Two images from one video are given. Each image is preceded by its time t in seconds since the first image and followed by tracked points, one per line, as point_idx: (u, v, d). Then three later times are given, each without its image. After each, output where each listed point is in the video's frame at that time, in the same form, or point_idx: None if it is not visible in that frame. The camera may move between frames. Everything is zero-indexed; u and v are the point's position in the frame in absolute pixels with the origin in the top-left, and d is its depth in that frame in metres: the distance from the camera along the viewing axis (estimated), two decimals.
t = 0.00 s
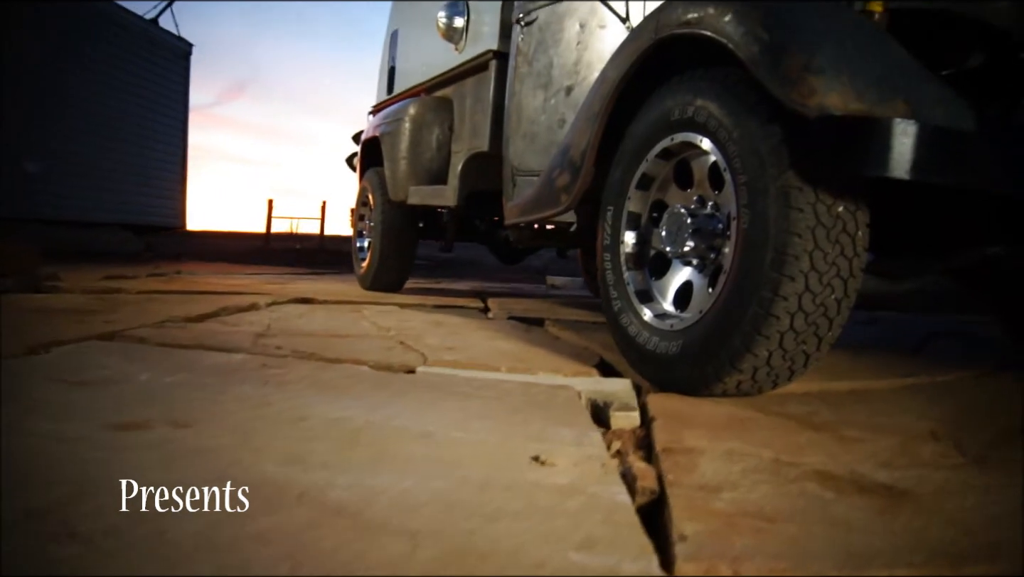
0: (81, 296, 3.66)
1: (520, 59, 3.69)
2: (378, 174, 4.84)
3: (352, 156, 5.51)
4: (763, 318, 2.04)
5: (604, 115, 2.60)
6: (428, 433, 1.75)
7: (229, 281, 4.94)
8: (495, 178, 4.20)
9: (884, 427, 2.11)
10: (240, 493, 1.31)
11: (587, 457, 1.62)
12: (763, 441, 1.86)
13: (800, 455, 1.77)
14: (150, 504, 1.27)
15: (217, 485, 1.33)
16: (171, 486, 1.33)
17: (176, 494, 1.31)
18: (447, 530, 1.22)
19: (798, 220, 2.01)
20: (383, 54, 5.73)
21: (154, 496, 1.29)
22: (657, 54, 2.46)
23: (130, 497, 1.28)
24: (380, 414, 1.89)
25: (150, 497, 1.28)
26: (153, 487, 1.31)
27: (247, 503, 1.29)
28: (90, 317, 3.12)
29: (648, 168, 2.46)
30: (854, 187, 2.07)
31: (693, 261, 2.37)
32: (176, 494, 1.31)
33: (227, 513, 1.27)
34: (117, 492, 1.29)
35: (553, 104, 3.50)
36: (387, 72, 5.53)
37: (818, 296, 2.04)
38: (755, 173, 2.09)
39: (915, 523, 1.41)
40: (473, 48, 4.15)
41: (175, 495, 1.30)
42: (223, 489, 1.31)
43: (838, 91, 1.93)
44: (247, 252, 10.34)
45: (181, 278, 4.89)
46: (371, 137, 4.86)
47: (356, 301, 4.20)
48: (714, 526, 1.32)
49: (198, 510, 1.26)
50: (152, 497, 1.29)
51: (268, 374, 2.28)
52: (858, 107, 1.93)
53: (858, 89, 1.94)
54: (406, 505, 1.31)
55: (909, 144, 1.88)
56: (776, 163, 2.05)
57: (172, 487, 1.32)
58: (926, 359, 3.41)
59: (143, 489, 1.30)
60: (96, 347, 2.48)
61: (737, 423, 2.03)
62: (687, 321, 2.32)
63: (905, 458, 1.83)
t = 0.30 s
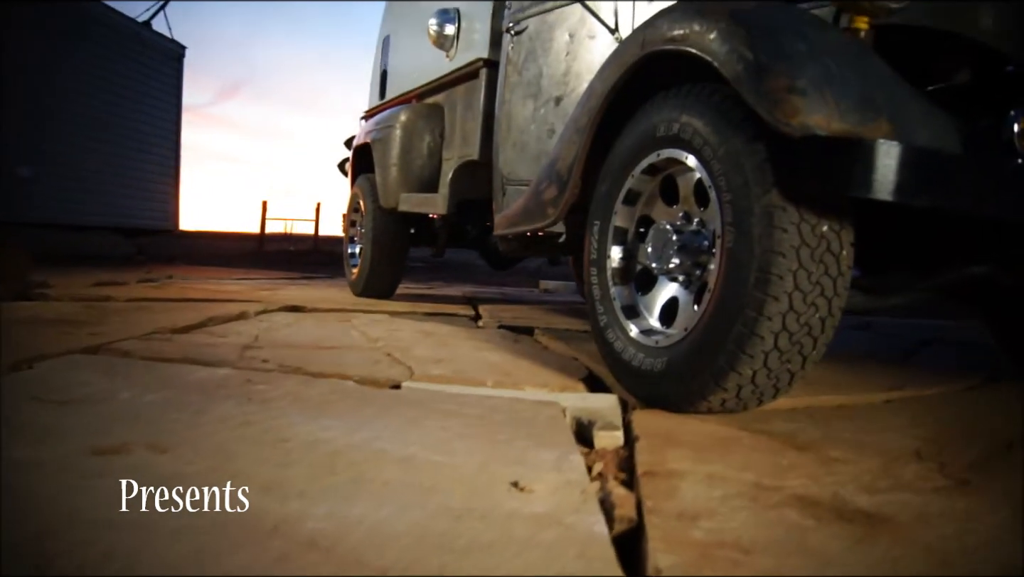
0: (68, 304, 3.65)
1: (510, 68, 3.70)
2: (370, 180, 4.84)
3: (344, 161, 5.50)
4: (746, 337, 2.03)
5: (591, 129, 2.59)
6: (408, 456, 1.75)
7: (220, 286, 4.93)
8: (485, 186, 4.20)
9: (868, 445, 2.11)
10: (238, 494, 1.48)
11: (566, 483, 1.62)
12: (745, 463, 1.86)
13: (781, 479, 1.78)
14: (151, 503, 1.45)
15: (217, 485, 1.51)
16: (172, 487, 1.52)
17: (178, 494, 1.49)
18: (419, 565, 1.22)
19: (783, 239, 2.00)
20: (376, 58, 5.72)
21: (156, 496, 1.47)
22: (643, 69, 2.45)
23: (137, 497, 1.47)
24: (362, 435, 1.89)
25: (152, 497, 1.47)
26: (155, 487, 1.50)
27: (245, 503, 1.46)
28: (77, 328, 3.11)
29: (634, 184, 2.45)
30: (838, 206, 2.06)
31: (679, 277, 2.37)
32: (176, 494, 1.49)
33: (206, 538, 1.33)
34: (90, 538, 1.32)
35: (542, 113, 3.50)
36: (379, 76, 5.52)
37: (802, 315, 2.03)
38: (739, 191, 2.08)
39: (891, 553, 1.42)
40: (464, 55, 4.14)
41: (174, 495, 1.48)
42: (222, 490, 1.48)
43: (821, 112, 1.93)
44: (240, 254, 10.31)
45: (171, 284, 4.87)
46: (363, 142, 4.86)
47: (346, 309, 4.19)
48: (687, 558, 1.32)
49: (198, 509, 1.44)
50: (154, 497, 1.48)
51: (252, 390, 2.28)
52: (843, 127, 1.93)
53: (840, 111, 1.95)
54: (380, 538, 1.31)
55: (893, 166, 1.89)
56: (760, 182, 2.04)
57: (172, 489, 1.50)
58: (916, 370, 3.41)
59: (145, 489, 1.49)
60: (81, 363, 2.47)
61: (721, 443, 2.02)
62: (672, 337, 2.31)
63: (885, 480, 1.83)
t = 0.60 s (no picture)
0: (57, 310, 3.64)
1: (503, 75, 3.71)
2: (363, 185, 4.83)
3: (338, 165, 5.49)
4: (734, 352, 2.03)
5: (581, 140, 2.58)
6: (393, 474, 1.75)
7: (213, 292, 4.91)
8: (478, 193, 4.19)
9: (857, 460, 2.10)
10: (238, 493, 1.58)
11: (550, 502, 1.62)
12: (731, 481, 1.86)
13: (767, 497, 1.77)
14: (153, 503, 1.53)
15: (217, 485, 1.60)
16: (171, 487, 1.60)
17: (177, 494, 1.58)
18: None
19: (770, 255, 1.99)
20: (370, 62, 5.71)
21: (156, 496, 1.56)
22: (633, 80, 2.45)
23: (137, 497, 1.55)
24: (348, 452, 1.89)
25: (152, 497, 1.55)
26: (154, 487, 1.58)
27: (245, 502, 1.55)
28: (67, 337, 3.10)
29: (624, 196, 2.45)
30: (826, 221, 2.06)
31: (668, 290, 2.36)
32: (176, 494, 1.57)
33: (188, 561, 1.33)
34: (74, 559, 1.32)
35: (534, 120, 3.50)
36: (373, 80, 5.51)
37: (790, 330, 2.03)
38: (727, 206, 2.07)
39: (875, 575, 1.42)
40: (457, 61, 4.14)
41: (175, 495, 1.57)
42: (222, 490, 1.58)
43: (810, 128, 1.94)
44: (236, 255, 10.30)
45: (163, 290, 4.85)
46: (356, 147, 4.85)
47: (338, 315, 4.19)
48: None
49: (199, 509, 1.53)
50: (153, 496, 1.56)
51: (239, 404, 2.28)
52: (831, 143, 1.94)
53: (827, 127, 1.95)
54: (363, 562, 1.31)
55: (880, 183, 1.89)
56: (748, 197, 2.04)
57: (171, 489, 1.59)
58: (907, 379, 3.41)
59: (144, 489, 1.57)
60: (68, 375, 2.46)
61: (709, 459, 2.02)
62: (660, 351, 2.30)
63: (873, 498, 1.83)
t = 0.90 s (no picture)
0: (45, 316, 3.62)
1: (495, 82, 3.72)
2: (356, 190, 4.82)
3: (331, 168, 5.49)
4: (722, 366, 2.03)
5: (571, 150, 2.58)
6: (378, 491, 1.74)
7: (205, 296, 4.90)
8: (470, 200, 4.20)
9: (844, 474, 2.10)
10: (238, 492, 1.67)
11: (534, 520, 1.62)
12: (718, 496, 1.86)
13: (753, 513, 1.77)
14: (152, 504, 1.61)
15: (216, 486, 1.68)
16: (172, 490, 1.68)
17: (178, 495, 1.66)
18: None
19: (758, 269, 1.99)
20: (364, 66, 5.71)
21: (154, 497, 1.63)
22: (622, 92, 2.45)
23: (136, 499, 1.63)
24: (335, 467, 1.89)
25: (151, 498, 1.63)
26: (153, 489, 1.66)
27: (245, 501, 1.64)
28: (57, 346, 3.09)
29: (613, 207, 2.46)
30: (813, 235, 2.06)
31: (658, 301, 2.37)
32: (175, 494, 1.65)
33: None
34: None
35: (526, 127, 3.50)
36: (367, 83, 5.51)
37: (778, 344, 2.03)
38: (715, 219, 2.07)
39: None
40: (451, 66, 4.14)
41: (174, 495, 1.65)
42: (222, 490, 1.66)
43: (797, 142, 1.94)
44: (231, 256, 10.33)
45: (155, 294, 4.83)
46: (350, 152, 4.85)
47: (330, 321, 4.18)
48: None
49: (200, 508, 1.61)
50: (154, 497, 1.64)
51: (227, 416, 2.27)
52: (819, 157, 1.94)
53: (816, 141, 1.95)
54: None
55: (867, 199, 1.89)
56: (736, 211, 2.04)
57: (171, 488, 1.67)
58: (897, 386, 3.41)
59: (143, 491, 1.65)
60: (57, 385, 2.46)
61: (696, 473, 2.02)
62: (649, 363, 2.30)
63: (859, 514, 1.83)
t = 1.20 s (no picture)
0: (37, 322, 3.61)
1: (488, 88, 3.72)
2: (350, 194, 4.82)
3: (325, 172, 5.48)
4: (709, 379, 2.03)
5: (561, 160, 2.58)
6: (363, 507, 1.74)
7: (198, 300, 4.88)
8: (462, 205, 4.21)
9: (831, 486, 2.10)
10: (238, 492, 1.76)
11: (520, 537, 1.62)
12: (704, 511, 1.86)
13: (739, 528, 1.78)
14: (155, 502, 1.70)
15: (216, 486, 1.78)
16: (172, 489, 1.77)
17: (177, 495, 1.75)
18: None
19: (745, 283, 1.99)
20: (358, 69, 5.70)
21: (156, 496, 1.72)
22: (612, 102, 2.45)
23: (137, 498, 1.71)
24: (321, 481, 1.89)
25: (154, 497, 1.72)
26: (154, 488, 1.75)
27: (245, 501, 1.74)
28: (47, 354, 3.08)
29: (602, 218, 2.46)
30: (801, 248, 2.06)
31: (647, 312, 2.37)
32: (176, 494, 1.74)
33: None
34: None
35: (518, 134, 3.50)
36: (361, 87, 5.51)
37: (765, 357, 2.03)
38: (702, 232, 2.07)
39: None
40: (444, 72, 4.15)
41: (175, 495, 1.74)
42: (222, 490, 1.75)
43: (784, 157, 1.94)
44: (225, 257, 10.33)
45: (147, 299, 4.81)
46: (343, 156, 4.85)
47: (322, 326, 4.18)
48: None
49: (201, 506, 1.70)
50: (154, 496, 1.73)
51: (216, 427, 2.27)
52: (807, 171, 1.94)
53: (803, 156, 1.95)
54: None
55: (854, 215, 1.88)
56: (724, 224, 2.04)
57: (171, 489, 1.76)
58: (888, 393, 3.41)
59: (144, 489, 1.74)
60: (45, 395, 2.45)
61: (684, 487, 2.01)
62: (638, 374, 2.30)
63: (845, 529, 1.83)
